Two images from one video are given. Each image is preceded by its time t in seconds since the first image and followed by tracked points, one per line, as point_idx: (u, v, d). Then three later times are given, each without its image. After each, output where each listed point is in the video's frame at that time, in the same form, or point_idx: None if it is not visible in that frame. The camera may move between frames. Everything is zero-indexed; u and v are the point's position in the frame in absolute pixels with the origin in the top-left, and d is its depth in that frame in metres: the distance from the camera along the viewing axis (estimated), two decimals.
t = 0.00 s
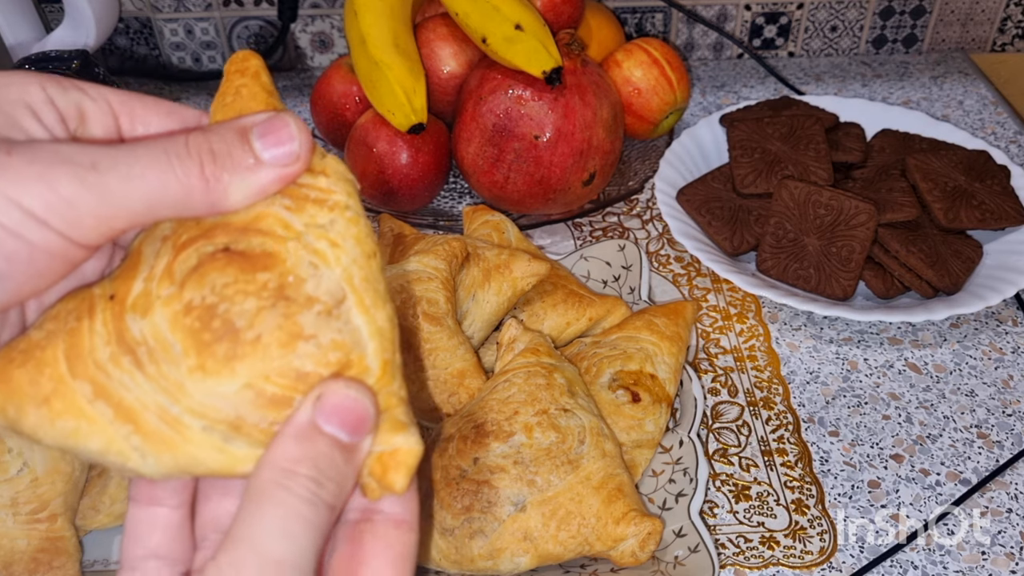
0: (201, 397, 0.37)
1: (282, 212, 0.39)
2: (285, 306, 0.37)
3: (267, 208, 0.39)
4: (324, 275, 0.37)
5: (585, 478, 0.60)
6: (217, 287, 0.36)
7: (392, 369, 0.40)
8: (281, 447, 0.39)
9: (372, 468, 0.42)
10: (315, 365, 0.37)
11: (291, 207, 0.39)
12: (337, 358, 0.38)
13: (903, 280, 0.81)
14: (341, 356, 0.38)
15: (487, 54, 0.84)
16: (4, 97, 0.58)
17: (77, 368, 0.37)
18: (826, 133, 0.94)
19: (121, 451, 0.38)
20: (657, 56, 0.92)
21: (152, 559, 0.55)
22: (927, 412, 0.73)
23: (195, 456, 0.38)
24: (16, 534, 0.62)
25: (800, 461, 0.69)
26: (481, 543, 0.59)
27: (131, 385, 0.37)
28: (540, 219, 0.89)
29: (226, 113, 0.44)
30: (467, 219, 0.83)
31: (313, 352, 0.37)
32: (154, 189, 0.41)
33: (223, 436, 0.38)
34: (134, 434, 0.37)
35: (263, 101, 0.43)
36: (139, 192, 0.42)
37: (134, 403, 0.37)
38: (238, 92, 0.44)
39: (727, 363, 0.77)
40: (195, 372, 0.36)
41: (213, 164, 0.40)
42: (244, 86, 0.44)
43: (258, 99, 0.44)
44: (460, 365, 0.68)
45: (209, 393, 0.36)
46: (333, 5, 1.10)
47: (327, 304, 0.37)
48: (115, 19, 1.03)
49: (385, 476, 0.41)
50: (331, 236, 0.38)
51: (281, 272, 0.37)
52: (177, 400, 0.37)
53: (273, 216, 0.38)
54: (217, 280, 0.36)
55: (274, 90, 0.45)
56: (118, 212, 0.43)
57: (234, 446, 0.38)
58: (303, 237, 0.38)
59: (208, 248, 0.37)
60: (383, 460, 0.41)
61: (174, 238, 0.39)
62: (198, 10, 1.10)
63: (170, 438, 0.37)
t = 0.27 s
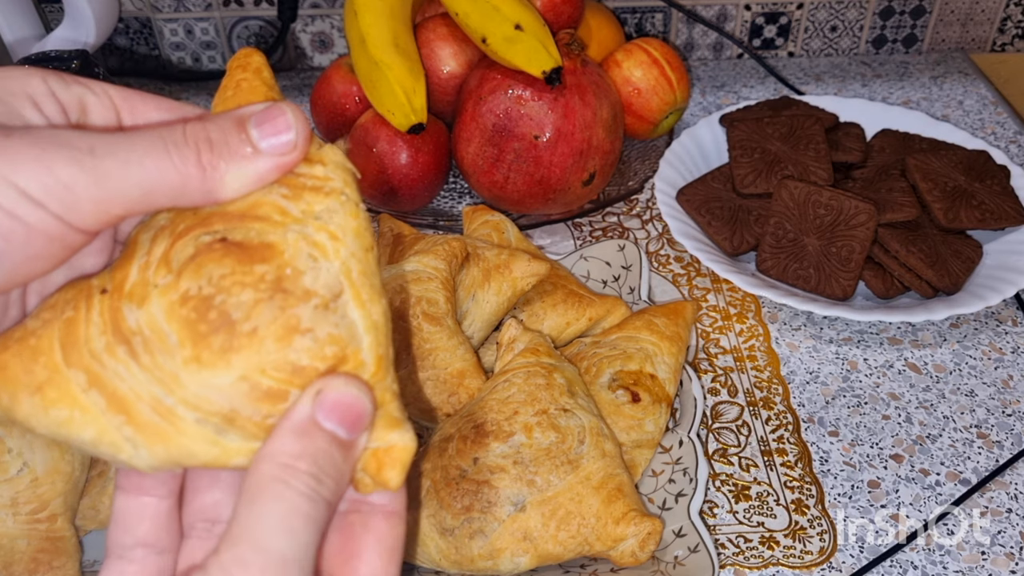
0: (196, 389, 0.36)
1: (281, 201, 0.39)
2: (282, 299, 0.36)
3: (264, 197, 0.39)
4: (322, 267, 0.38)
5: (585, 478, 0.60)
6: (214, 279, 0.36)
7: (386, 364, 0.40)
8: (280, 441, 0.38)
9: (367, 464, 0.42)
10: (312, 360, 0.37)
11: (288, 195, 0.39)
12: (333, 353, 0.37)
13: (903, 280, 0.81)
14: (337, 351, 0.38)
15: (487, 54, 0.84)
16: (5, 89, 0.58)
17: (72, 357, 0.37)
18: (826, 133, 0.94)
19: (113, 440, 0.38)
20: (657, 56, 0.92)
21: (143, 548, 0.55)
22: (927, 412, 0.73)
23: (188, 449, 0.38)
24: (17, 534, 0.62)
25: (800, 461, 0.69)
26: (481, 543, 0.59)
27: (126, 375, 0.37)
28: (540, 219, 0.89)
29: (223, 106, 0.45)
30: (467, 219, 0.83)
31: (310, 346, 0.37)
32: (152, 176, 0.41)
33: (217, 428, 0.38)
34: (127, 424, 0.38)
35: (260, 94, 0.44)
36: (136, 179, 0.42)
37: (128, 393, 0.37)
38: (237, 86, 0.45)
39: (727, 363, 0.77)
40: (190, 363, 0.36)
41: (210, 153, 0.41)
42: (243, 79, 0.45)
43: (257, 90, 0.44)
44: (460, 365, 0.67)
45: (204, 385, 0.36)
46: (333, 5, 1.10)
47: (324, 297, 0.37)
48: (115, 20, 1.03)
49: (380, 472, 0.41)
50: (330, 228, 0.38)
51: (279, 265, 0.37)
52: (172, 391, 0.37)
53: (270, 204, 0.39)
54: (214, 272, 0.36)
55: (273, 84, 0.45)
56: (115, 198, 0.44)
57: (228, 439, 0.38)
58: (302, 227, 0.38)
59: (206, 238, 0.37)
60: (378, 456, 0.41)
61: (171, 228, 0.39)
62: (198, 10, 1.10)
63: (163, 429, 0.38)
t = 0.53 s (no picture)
0: (215, 392, 0.37)
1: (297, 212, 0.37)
2: (297, 301, 0.37)
3: (277, 201, 0.37)
4: (334, 270, 0.37)
5: (585, 478, 0.60)
6: (230, 283, 0.36)
7: (405, 364, 0.39)
8: (294, 432, 0.38)
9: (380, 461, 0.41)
10: (326, 360, 0.37)
11: (302, 200, 0.38)
12: (349, 353, 0.38)
13: (903, 280, 0.81)
14: (353, 351, 0.38)
15: (487, 54, 0.84)
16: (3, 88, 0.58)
17: (97, 363, 0.37)
18: (826, 133, 0.94)
19: (140, 442, 0.38)
20: (657, 56, 0.92)
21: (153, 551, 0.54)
22: (927, 412, 0.73)
23: (211, 449, 0.38)
24: (16, 534, 0.62)
25: (800, 461, 0.69)
26: (481, 543, 0.58)
27: (148, 380, 0.37)
28: (540, 219, 0.90)
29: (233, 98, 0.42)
30: (467, 219, 0.83)
31: (324, 347, 0.37)
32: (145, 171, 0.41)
33: (239, 430, 0.38)
34: (151, 427, 0.37)
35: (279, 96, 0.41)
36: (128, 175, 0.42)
37: (151, 397, 0.37)
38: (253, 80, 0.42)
39: (727, 363, 0.77)
40: (209, 367, 0.36)
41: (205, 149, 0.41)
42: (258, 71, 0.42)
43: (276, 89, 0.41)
44: (460, 365, 0.68)
45: (223, 388, 0.36)
46: (333, 5, 1.10)
47: (338, 299, 0.37)
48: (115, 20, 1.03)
49: (393, 469, 0.38)
50: (342, 232, 0.38)
51: (292, 268, 0.37)
52: (192, 394, 0.37)
53: (286, 211, 0.37)
54: (229, 277, 0.36)
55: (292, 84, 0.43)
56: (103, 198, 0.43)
57: (250, 440, 0.39)
58: (314, 232, 0.37)
59: (222, 242, 0.37)
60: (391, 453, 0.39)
61: (188, 231, 0.38)
62: (198, 10, 1.10)
63: (186, 432, 0.37)
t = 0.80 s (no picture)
0: (218, 355, 0.37)
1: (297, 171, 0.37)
2: (298, 264, 0.36)
3: (280, 161, 0.37)
4: (336, 230, 0.37)
5: (585, 478, 0.60)
6: (231, 247, 0.36)
7: (411, 324, 0.38)
8: (243, 369, 0.37)
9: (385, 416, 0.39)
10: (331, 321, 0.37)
11: (305, 160, 0.37)
12: (353, 316, 0.37)
13: (903, 280, 0.81)
14: (357, 314, 0.37)
15: (487, 54, 0.84)
16: None
17: (99, 329, 0.36)
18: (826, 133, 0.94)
19: (145, 405, 0.38)
20: (657, 56, 0.92)
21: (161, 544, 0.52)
22: (927, 412, 0.73)
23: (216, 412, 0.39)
24: (16, 534, 0.61)
25: (800, 461, 0.69)
26: (481, 543, 0.58)
27: (152, 345, 0.36)
28: (540, 219, 0.90)
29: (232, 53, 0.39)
30: (467, 219, 0.83)
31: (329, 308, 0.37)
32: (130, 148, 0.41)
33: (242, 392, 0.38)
34: (157, 391, 0.37)
35: (276, 46, 0.38)
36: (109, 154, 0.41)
37: (156, 361, 0.36)
38: (249, 32, 0.38)
39: (727, 363, 0.77)
40: (212, 331, 0.36)
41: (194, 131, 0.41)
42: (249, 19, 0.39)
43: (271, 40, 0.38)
44: (460, 365, 0.68)
45: (225, 351, 0.37)
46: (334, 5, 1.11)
47: (341, 260, 0.37)
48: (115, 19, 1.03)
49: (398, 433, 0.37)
50: (344, 190, 0.37)
51: (294, 230, 0.36)
52: (196, 357, 0.37)
53: (288, 173, 0.37)
54: (230, 240, 0.36)
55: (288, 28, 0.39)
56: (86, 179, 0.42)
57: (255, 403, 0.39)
58: (315, 193, 0.37)
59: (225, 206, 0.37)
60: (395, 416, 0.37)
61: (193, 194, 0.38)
62: (198, 10, 1.10)
63: (190, 395, 0.38)
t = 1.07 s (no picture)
0: (225, 342, 0.37)
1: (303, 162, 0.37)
2: (304, 253, 0.36)
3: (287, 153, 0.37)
4: (341, 218, 0.37)
5: (585, 478, 0.60)
6: (238, 235, 0.36)
7: (412, 314, 0.38)
8: (263, 344, 0.37)
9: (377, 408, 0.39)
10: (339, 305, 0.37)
11: (311, 152, 0.37)
12: (360, 303, 0.37)
13: (903, 280, 0.81)
14: (364, 301, 0.37)
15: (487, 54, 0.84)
16: None
17: (104, 313, 0.37)
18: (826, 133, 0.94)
19: (150, 391, 0.38)
20: (657, 56, 0.92)
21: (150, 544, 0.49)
22: (927, 412, 0.73)
23: (222, 399, 0.38)
24: (16, 534, 0.61)
25: (800, 461, 0.69)
26: (481, 543, 0.58)
27: (157, 330, 0.37)
28: (540, 219, 0.90)
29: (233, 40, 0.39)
30: (467, 219, 0.83)
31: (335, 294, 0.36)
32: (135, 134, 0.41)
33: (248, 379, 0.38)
34: (162, 376, 0.37)
35: (276, 30, 0.39)
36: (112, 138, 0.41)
37: (160, 346, 0.37)
38: (249, 17, 0.39)
39: (727, 363, 0.77)
40: (218, 318, 0.36)
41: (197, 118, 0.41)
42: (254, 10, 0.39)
43: (272, 27, 0.39)
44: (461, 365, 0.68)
45: (233, 338, 0.37)
46: (334, 6, 1.11)
47: (347, 250, 0.37)
48: (115, 19, 1.03)
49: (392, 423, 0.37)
50: (346, 176, 0.37)
51: (301, 218, 0.36)
52: (203, 344, 0.37)
53: (297, 165, 0.37)
54: (238, 228, 0.36)
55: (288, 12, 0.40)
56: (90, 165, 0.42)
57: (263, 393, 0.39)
58: (319, 180, 0.37)
59: (232, 194, 0.38)
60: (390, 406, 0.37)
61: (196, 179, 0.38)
62: (198, 10, 1.10)
63: (195, 381, 0.38)
